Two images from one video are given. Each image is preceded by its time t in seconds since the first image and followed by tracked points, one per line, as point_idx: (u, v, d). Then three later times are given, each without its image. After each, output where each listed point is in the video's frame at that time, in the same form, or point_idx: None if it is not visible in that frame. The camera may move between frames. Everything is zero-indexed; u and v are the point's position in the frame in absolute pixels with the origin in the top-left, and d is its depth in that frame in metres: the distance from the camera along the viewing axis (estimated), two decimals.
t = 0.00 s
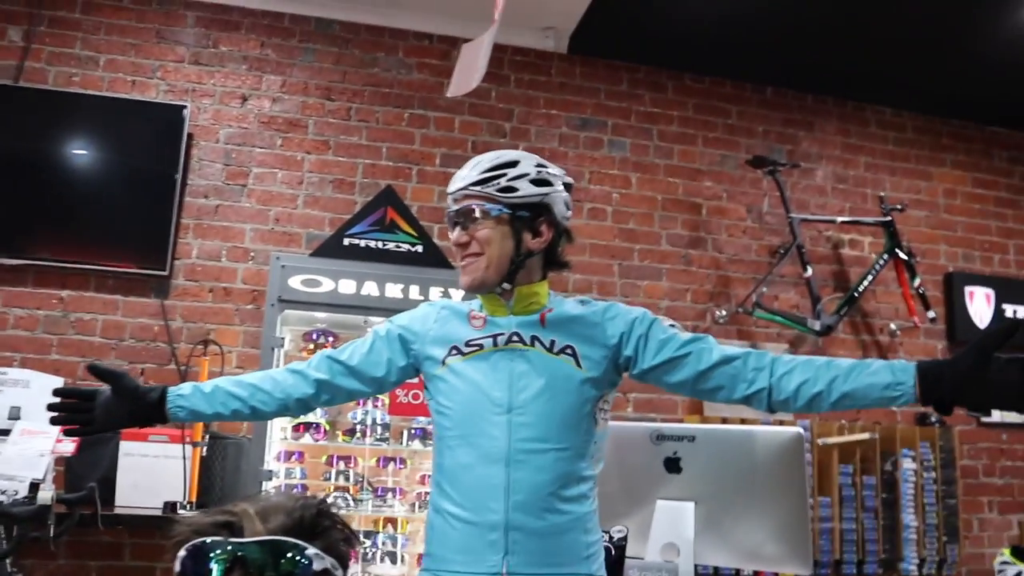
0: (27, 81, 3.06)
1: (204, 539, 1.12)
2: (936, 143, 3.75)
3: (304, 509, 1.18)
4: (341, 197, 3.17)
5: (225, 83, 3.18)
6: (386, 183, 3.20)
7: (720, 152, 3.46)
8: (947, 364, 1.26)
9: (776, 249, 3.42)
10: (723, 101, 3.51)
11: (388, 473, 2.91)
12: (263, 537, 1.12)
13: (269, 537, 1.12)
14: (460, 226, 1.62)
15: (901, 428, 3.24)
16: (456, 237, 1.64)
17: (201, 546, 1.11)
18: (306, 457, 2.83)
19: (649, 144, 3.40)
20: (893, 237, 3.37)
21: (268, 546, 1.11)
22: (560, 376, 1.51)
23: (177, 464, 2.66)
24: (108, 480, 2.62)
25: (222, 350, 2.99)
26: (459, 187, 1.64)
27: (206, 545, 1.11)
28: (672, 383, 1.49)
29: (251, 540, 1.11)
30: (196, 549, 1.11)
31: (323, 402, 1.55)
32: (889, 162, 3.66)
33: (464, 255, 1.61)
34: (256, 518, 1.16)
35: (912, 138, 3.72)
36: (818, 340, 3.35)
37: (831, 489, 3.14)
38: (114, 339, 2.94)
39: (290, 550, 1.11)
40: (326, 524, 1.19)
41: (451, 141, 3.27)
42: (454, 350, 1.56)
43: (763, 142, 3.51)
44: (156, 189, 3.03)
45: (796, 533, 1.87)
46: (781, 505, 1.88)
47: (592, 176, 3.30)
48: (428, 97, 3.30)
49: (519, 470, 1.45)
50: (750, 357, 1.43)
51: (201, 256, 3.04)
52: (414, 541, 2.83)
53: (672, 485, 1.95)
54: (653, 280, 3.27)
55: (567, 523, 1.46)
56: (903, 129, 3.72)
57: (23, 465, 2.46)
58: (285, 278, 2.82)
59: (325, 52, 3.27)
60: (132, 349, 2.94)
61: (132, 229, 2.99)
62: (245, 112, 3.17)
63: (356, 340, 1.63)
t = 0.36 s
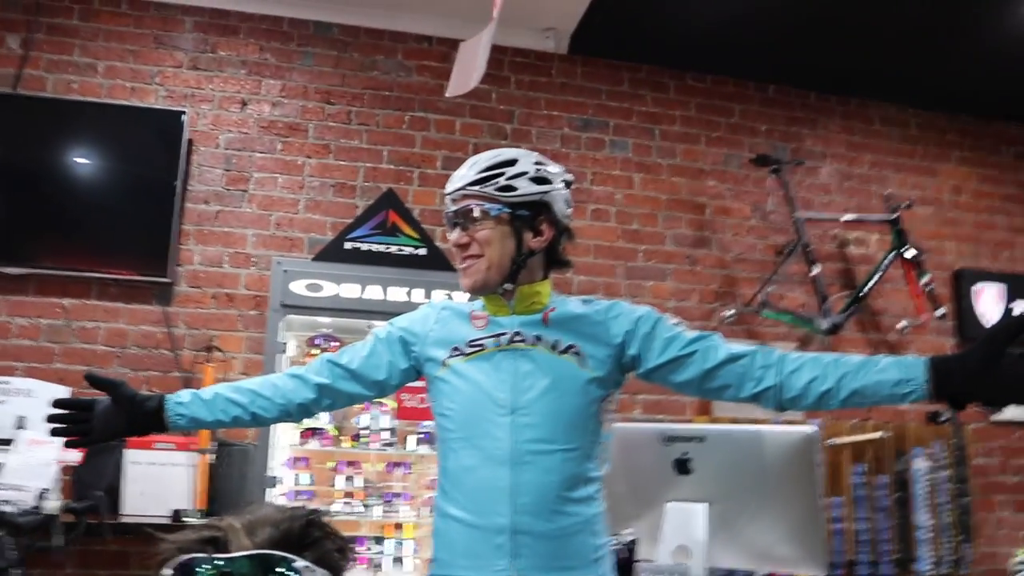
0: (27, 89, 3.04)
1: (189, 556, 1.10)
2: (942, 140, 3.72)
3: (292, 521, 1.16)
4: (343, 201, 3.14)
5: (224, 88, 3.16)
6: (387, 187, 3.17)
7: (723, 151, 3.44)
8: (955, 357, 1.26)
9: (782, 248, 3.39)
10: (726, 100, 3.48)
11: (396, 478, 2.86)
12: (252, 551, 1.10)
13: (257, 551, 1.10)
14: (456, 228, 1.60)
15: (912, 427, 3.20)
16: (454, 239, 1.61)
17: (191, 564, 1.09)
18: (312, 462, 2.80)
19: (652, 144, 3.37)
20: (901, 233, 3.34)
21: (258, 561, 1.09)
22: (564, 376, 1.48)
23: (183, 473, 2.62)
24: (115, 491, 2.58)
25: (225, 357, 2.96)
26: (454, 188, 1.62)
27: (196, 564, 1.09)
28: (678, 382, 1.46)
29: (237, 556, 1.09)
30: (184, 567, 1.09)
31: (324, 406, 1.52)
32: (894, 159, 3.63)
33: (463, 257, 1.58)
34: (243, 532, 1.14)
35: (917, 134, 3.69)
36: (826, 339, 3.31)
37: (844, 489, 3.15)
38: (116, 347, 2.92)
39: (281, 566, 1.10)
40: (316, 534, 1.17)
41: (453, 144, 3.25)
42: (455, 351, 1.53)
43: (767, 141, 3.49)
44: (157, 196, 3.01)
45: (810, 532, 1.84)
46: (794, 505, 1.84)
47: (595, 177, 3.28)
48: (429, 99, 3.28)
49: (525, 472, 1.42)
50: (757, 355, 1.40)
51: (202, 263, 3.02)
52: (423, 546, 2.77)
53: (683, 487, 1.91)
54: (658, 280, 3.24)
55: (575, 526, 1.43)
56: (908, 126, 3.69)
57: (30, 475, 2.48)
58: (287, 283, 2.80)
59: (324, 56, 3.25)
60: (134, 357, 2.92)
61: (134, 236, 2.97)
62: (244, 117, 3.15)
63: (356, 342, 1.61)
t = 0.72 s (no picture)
0: (22, 95, 3.03)
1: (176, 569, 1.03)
2: (942, 138, 3.70)
3: (284, 533, 1.11)
4: (341, 205, 3.13)
5: (221, 93, 3.15)
6: (385, 190, 3.16)
7: (722, 151, 3.42)
8: (962, 362, 1.24)
9: (782, 248, 3.37)
10: (725, 99, 3.47)
11: (395, 483, 2.84)
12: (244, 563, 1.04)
13: (249, 564, 1.04)
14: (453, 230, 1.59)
15: (913, 428, 3.20)
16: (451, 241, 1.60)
17: None
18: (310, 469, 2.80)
19: (651, 144, 3.36)
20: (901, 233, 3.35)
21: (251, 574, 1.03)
22: (564, 381, 1.47)
23: (179, 480, 2.61)
24: (111, 497, 2.58)
25: (223, 362, 2.95)
26: (452, 190, 1.60)
27: None
28: (678, 387, 1.45)
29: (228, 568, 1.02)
30: None
31: (320, 413, 1.51)
32: (894, 157, 3.61)
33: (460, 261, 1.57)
34: (233, 546, 1.08)
35: (917, 132, 3.67)
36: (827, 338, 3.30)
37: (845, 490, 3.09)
38: (114, 353, 2.90)
39: None
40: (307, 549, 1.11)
41: (451, 146, 3.24)
42: (453, 356, 1.52)
43: (766, 140, 3.47)
44: (154, 201, 2.99)
45: (813, 536, 1.82)
46: (796, 509, 1.83)
47: (593, 178, 3.27)
48: (426, 102, 3.27)
49: (524, 479, 1.41)
50: (758, 360, 1.39)
51: (200, 268, 3.01)
52: (422, 552, 2.78)
53: (685, 491, 1.90)
54: (658, 281, 3.23)
55: (575, 534, 1.42)
56: (908, 123, 3.68)
57: (23, 484, 2.43)
58: (284, 288, 2.78)
59: (321, 59, 3.23)
60: (132, 363, 2.90)
61: (131, 242, 2.96)
62: (241, 122, 3.14)
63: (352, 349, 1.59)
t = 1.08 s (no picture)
0: (33, 84, 3.01)
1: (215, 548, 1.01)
2: (956, 142, 3.68)
3: (321, 521, 1.06)
4: (352, 200, 3.11)
5: (232, 85, 3.13)
6: (396, 185, 3.14)
7: (736, 151, 3.40)
8: (975, 372, 1.26)
9: (795, 250, 3.35)
10: (739, 100, 3.44)
11: (403, 480, 2.81)
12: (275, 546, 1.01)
13: (280, 548, 1.01)
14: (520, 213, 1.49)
15: (925, 433, 3.17)
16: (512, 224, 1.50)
17: (208, 558, 1.01)
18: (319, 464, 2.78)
19: (664, 143, 3.34)
20: (914, 236, 3.31)
21: (282, 558, 1.00)
22: (579, 379, 1.45)
23: (186, 473, 2.59)
24: (117, 489, 2.60)
25: (231, 356, 2.92)
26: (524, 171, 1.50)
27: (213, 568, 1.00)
28: (692, 389, 1.44)
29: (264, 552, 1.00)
30: (197, 563, 1.00)
31: (326, 409, 1.47)
32: (908, 160, 3.59)
33: (524, 247, 1.48)
34: (271, 529, 1.05)
35: (932, 136, 3.65)
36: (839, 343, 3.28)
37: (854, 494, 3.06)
38: (122, 345, 2.88)
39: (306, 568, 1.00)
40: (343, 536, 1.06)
41: (463, 142, 3.22)
42: (465, 351, 1.49)
43: (780, 141, 3.45)
44: (164, 193, 2.97)
45: (826, 540, 1.81)
46: (811, 512, 1.81)
47: (606, 177, 3.24)
48: (439, 97, 3.24)
49: (538, 478, 1.39)
50: (773, 364, 1.39)
51: (209, 261, 2.99)
52: (429, 550, 2.73)
53: (698, 493, 1.87)
54: (670, 282, 3.21)
55: (589, 533, 1.40)
56: (922, 127, 3.65)
57: (29, 474, 2.44)
58: (294, 282, 2.76)
59: (334, 53, 3.21)
60: (139, 356, 2.88)
61: (140, 234, 2.94)
62: (253, 114, 3.12)
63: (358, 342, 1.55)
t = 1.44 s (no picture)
0: (45, 83, 3.03)
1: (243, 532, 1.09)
2: (969, 142, 3.65)
3: (344, 513, 1.15)
4: (361, 199, 3.11)
5: (243, 84, 3.14)
6: (406, 184, 3.14)
7: (746, 151, 3.39)
8: (965, 379, 1.36)
9: (804, 251, 3.34)
10: (749, 99, 3.43)
11: (410, 480, 2.82)
12: (302, 532, 1.09)
13: (303, 539, 1.08)
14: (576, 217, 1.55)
15: (935, 436, 3.16)
16: (565, 224, 1.54)
17: (233, 545, 1.08)
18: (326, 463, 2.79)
19: (674, 143, 3.33)
20: (926, 237, 3.28)
21: (305, 544, 1.08)
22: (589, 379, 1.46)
23: (195, 472, 2.61)
24: (126, 487, 2.61)
25: (240, 355, 2.93)
26: (582, 177, 1.58)
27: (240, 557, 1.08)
28: (694, 391, 1.50)
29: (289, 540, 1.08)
30: (224, 548, 1.08)
31: (322, 409, 1.43)
32: (920, 161, 3.57)
33: (575, 249, 1.53)
34: (296, 518, 1.13)
35: (945, 136, 3.63)
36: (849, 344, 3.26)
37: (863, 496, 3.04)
38: (132, 343, 2.90)
39: (326, 555, 1.07)
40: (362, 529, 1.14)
41: (473, 142, 3.22)
42: (474, 349, 1.49)
43: (791, 141, 3.43)
44: (174, 192, 2.99)
45: (835, 543, 1.80)
46: (820, 514, 1.81)
47: (616, 177, 3.24)
48: (449, 97, 3.25)
49: (551, 477, 1.39)
50: (771, 369, 1.47)
51: (219, 260, 3.00)
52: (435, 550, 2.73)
53: (707, 494, 1.86)
54: (679, 282, 3.20)
55: (599, 533, 1.41)
56: (935, 127, 3.63)
57: (38, 472, 2.58)
58: (303, 282, 2.77)
59: (344, 52, 3.22)
60: (150, 354, 2.90)
61: (151, 233, 2.95)
62: (263, 113, 3.13)
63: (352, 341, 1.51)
